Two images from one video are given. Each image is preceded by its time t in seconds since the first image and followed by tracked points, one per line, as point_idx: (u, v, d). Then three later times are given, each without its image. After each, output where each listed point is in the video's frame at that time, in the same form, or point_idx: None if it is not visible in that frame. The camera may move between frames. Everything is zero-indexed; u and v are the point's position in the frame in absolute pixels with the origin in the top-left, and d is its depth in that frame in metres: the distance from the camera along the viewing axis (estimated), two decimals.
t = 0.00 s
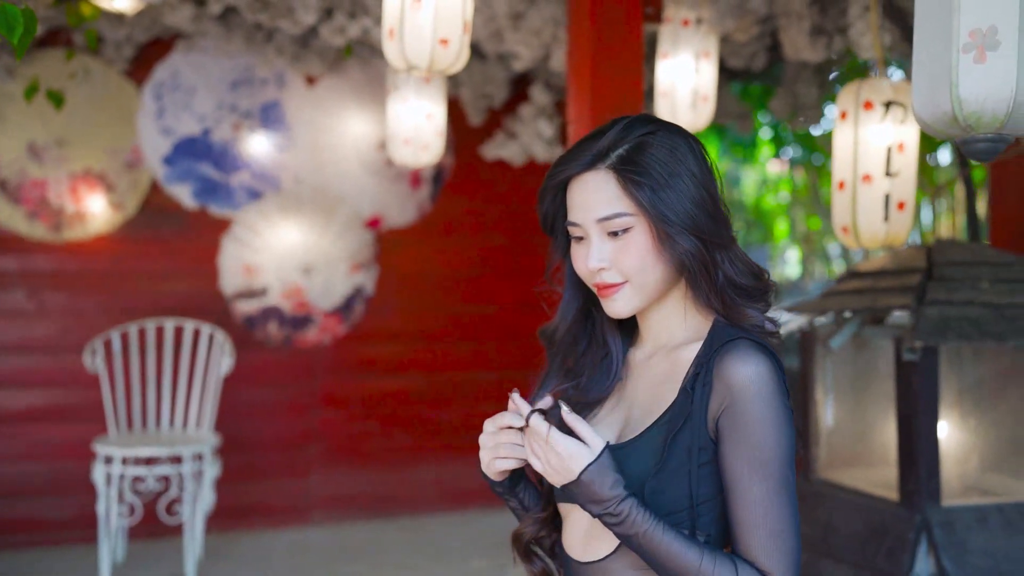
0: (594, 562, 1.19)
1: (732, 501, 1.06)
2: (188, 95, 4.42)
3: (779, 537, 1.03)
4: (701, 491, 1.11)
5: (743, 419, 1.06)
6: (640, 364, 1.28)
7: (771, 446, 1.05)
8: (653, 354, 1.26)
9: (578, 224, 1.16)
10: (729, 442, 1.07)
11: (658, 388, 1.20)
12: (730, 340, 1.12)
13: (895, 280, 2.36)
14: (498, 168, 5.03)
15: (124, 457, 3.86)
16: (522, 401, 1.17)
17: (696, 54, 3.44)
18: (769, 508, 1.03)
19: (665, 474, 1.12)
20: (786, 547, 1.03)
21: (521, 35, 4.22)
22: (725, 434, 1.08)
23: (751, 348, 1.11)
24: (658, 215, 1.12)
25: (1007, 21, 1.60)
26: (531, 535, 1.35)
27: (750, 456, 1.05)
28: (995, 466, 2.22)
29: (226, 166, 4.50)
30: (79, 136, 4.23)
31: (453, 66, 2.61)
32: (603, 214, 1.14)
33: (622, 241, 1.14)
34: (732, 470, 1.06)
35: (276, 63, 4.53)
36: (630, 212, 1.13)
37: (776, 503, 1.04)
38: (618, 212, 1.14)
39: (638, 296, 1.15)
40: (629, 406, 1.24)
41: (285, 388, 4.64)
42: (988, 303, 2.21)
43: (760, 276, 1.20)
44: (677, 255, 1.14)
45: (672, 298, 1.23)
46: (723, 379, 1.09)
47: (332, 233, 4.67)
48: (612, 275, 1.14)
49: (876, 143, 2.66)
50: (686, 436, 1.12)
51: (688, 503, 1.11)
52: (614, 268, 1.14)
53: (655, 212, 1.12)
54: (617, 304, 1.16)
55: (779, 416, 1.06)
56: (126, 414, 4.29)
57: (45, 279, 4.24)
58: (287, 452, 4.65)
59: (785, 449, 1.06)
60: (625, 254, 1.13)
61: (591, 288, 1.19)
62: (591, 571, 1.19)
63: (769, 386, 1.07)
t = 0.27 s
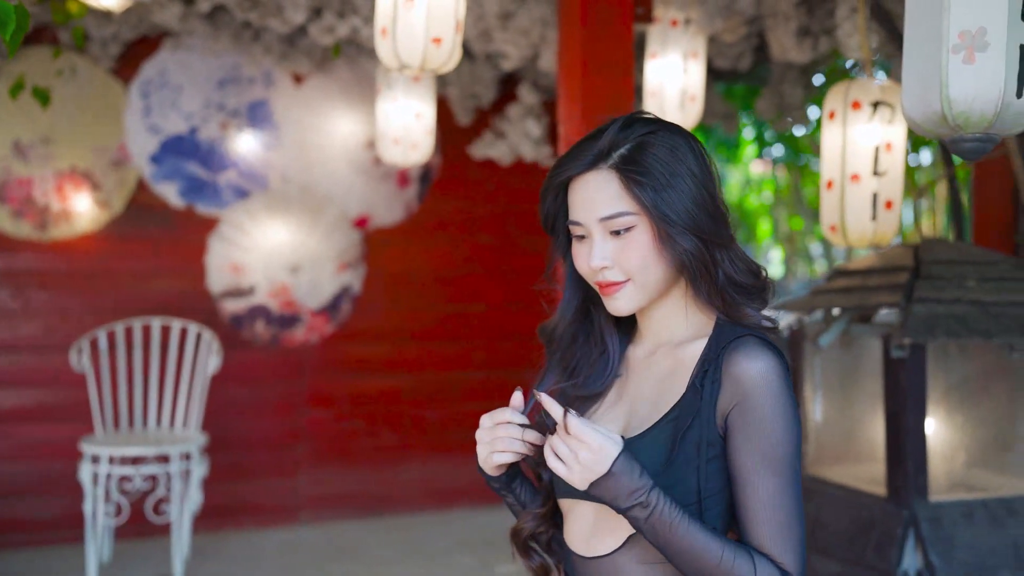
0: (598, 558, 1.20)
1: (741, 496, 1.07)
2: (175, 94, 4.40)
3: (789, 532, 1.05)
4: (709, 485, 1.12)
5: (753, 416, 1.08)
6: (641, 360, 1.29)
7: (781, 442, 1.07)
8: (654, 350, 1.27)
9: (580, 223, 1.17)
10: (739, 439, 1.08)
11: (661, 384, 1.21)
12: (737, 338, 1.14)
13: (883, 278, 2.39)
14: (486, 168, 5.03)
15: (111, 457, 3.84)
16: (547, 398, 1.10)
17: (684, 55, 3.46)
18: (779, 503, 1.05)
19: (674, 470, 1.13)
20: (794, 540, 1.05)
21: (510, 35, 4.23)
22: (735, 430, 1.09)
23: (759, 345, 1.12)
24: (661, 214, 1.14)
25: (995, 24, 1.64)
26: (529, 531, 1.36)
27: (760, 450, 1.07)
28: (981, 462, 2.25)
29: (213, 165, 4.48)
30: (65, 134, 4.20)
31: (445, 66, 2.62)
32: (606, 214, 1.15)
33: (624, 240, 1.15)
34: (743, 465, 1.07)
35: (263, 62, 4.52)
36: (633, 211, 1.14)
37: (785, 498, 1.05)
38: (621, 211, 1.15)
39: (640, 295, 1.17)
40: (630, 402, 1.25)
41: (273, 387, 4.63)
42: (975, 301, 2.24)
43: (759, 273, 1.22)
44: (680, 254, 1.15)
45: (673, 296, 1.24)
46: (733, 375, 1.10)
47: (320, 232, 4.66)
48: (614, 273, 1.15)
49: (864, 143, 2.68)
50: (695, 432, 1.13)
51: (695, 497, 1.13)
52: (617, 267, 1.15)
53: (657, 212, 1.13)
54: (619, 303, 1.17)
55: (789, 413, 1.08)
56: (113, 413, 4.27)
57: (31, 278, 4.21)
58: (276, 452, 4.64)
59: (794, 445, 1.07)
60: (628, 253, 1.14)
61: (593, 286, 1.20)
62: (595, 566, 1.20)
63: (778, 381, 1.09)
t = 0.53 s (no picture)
0: (598, 554, 1.21)
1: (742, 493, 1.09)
2: (158, 92, 4.37)
3: (790, 527, 1.07)
4: (710, 482, 1.14)
5: (755, 414, 1.09)
6: (636, 358, 1.30)
7: (782, 439, 1.09)
8: (650, 348, 1.28)
9: (580, 221, 1.18)
10: (741, 436, 1.10)
11: (658, 382, 1.22)
12: (737, 337, 1.15)
13: (868, 278, 2.41)
14: (471, 167, 5.03)
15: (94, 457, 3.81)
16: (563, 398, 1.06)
17: (670, 56, 3.48)
18: (780, 500, 1.07)
19: (675, 467, 1.14)
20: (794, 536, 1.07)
21: (496, 34, 4.23)
22: (737, 428, 1.11)
23: (759, 343, 1.14)
24: (660, 214, 1.14)
25: (982, 28, 1.66)
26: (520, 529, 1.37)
27: (763, 447, 1.08)
28: (963, 459, 2.28)
29: (196, 164, 4.45)
30: (46, 132, 4.16)
31: (434, 65, 2.62)
32: (607, 212, 1.15)
33: (624, 239, 1.15)
34: (744, 461, 1.09)
35: (247, 60, 4.50)
36: (634, 211, 1.15)
37: (787, 494, 1.07)
38: (621, 211, 1.15)
39: (638, 294, 1.17)
40: (626, 400, 1.26)
41: (257, 387, 4.61)
42: (958, 301, 2.28)
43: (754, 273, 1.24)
44: (677, 254, 1.16)
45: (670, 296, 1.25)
46: (735, 374, 1.12)
47: (304, 231, 4.64)
48: (613, 272, 1.16)
49: (849, 144, 2.71)
50: (696, 429, 1.14)
51: (696, 494, 1.14)
52: (616, 265, 1.15)
53: (657, 211, 1.14)
54: (617, 301, 1.17)
55: (789, 411, 1.10)
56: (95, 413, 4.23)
57: (11, 277, 4.17)
58: (260, 451, 4.62)
59: (795, 442, 1.09)
60: (628, 252, 1.15)
61: (590, 285, 1.20)
62: (594, 563, 1.21)
63: (779, 379, 1.10)
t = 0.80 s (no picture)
0: (591, 552, 1.22)
1: (734, 490, 1.10)
2: (139, 91, 4.33)
3: (779, 525, 1.08)
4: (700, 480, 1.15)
5: (747, 413, 1.11)
6: (625, 357, 1.31)
7: (773, 437, 1.11)
8: (640, 347, 1.29)
9: (574, 221, 1.19)
10: (733, 434, 1.11)
11: (648, 381, 1.23)
12: (728, 336, 1.17)
13: (851, 278, 2.44)
14: (454, 167, 5.04)
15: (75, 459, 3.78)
16: (576, 399, 1.05)
17: (653, 57, 3.51)
18: (770, 496, 1.08)
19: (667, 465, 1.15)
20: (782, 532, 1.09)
21: (480, 35, 4.24)
22: (729, 426, 1.12)
23: (751, 343, 1.15)
24: (655, 215, 1.16)
25: (964, 31, 1.68)
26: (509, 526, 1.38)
27: (755, 444, 1.10)
28: (944, 457, 2.32)
29: (177, 163, 4.42)
30: (26, 130, 4.12)
31: (422, 66, 2.62)
32: (601, 213, 1.17)
33: (618, 239, 1.17)
34: (737, 459, 1.10)
35: (229, 59, 4.47)
36: (628, 211, 1.16)
37: (777, 491, 1.09)
38: (616, 211, 1.17)
39: (630, 293, 1.19)
40: (617, 398, 1.27)
41: (240, 387, 4.59)
42: (939, 300, 2.31)
43: (744, 275, 1.26)
44: (670, 255, 1.18)
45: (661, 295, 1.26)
46: (727, 372, 1.13)
47: (286, 231, 4.62)
48: (607, 272, 1.17)
49: (832, 145, 2.74)
50: (689, 427, 1.15)
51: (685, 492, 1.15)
52: (610, 265, 1.17)
53: (652, 212, 1.16)
54: (609, 300, 1.19)
55: (781, 410, 1.12)
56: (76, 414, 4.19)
57: None
58: (242, 452, 4.60)
59: (785, 441, 1.11)
60: (621, 251, 1.16)
61: (583, 283, 1.21)
62: (588, 560, 1.22)
63: (771, 378, 1.12)
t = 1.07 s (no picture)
0: (578, 548, 1.23)
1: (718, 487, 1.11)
2: (118, 89, 4.29)
3: (762, 523, 1.09)
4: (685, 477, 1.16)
5: (733, 411, 1.12)
6: (613, 355, 1.32)
7: (757, 435, 1.12)
8: (627, 346, 1.30)
9: (565, 220, 1.20)
10: (719, 431, 1.12)
11: (636, 379, 1.24)
12: (715, 335, 1.18)
13: (832, 279, 2.47)
14: (436, 167, 5.04)
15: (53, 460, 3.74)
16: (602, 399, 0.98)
17: (636, 58, 3.51)
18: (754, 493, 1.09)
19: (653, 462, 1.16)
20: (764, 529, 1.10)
21: (462, 35, 4.24)
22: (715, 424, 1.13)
23: (737, 342, 1.17)
24: (645, 216, 1.17)
25: (948, 34, 1.71)
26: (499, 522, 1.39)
27: (741, 441, 1.11)
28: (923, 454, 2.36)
29: (157, 162, 4.38)
30: (3, 129, 4.08)
31: (408, 67, 2.61)
32: (592, 212, 1.18)
33: (607, 238, 1.18)
34: (722, 455, 1.11)
35: (210, 58, 4.44)
36: (618, 211, 1.17)
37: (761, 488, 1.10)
38: (606, 211, 1.18)
39: (619, 292, 1.20)
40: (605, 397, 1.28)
41: (221, 388, 4.56)
42: (919, 300, 2.34)
43: (730, 276, 1.27)
44: (659, 255, 1.19)
45: (649, 294, 1.28)
46: (713, 371, 1.15)
47: (267, 230, 4.60)
48: (596, 271, 1.18)
49: (814, 147, 2.77)
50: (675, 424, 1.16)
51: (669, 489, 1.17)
52: (600, 264, 1.18)
53: (642, 213, 1.17)
54: (597, 299, 1.20)
55: (765, 409, 1.13)
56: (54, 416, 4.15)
57: None
58: (223, 452, 4.57)
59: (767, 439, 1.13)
60: (611, 251, 1.17)
61: (571, 282, 1.22)
62: (577, 556, 1.23)
63: (756, 376, 1.14)
